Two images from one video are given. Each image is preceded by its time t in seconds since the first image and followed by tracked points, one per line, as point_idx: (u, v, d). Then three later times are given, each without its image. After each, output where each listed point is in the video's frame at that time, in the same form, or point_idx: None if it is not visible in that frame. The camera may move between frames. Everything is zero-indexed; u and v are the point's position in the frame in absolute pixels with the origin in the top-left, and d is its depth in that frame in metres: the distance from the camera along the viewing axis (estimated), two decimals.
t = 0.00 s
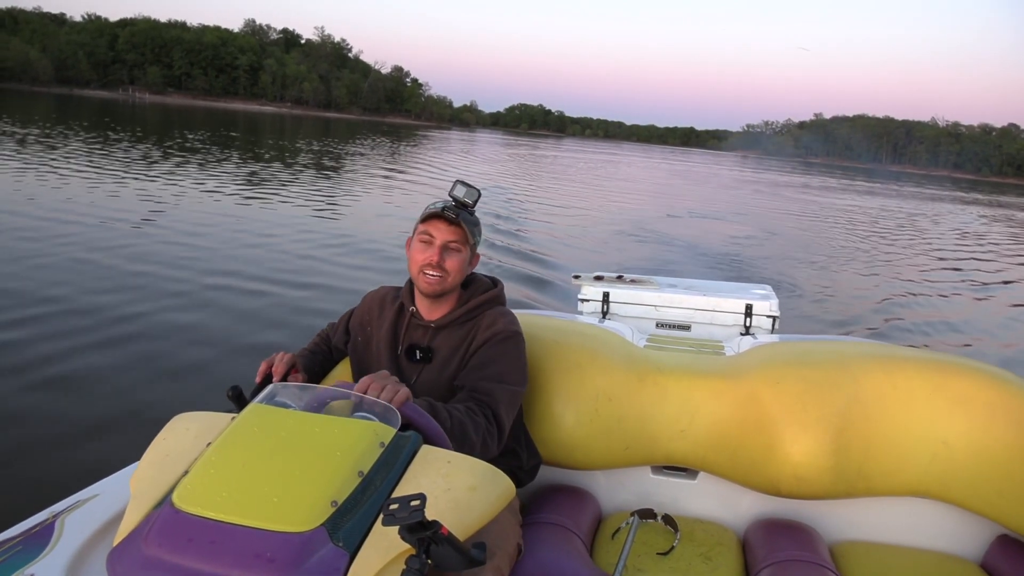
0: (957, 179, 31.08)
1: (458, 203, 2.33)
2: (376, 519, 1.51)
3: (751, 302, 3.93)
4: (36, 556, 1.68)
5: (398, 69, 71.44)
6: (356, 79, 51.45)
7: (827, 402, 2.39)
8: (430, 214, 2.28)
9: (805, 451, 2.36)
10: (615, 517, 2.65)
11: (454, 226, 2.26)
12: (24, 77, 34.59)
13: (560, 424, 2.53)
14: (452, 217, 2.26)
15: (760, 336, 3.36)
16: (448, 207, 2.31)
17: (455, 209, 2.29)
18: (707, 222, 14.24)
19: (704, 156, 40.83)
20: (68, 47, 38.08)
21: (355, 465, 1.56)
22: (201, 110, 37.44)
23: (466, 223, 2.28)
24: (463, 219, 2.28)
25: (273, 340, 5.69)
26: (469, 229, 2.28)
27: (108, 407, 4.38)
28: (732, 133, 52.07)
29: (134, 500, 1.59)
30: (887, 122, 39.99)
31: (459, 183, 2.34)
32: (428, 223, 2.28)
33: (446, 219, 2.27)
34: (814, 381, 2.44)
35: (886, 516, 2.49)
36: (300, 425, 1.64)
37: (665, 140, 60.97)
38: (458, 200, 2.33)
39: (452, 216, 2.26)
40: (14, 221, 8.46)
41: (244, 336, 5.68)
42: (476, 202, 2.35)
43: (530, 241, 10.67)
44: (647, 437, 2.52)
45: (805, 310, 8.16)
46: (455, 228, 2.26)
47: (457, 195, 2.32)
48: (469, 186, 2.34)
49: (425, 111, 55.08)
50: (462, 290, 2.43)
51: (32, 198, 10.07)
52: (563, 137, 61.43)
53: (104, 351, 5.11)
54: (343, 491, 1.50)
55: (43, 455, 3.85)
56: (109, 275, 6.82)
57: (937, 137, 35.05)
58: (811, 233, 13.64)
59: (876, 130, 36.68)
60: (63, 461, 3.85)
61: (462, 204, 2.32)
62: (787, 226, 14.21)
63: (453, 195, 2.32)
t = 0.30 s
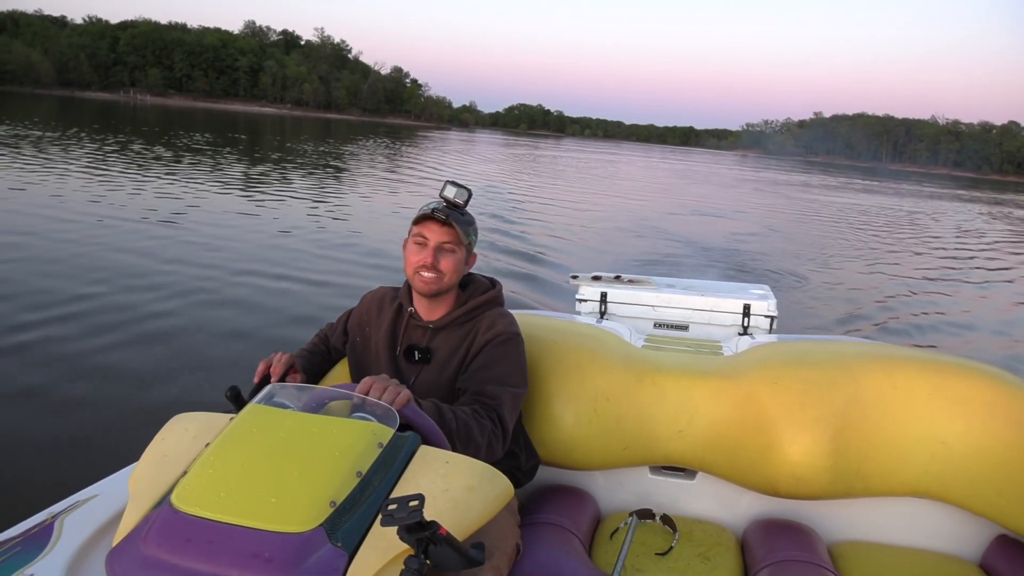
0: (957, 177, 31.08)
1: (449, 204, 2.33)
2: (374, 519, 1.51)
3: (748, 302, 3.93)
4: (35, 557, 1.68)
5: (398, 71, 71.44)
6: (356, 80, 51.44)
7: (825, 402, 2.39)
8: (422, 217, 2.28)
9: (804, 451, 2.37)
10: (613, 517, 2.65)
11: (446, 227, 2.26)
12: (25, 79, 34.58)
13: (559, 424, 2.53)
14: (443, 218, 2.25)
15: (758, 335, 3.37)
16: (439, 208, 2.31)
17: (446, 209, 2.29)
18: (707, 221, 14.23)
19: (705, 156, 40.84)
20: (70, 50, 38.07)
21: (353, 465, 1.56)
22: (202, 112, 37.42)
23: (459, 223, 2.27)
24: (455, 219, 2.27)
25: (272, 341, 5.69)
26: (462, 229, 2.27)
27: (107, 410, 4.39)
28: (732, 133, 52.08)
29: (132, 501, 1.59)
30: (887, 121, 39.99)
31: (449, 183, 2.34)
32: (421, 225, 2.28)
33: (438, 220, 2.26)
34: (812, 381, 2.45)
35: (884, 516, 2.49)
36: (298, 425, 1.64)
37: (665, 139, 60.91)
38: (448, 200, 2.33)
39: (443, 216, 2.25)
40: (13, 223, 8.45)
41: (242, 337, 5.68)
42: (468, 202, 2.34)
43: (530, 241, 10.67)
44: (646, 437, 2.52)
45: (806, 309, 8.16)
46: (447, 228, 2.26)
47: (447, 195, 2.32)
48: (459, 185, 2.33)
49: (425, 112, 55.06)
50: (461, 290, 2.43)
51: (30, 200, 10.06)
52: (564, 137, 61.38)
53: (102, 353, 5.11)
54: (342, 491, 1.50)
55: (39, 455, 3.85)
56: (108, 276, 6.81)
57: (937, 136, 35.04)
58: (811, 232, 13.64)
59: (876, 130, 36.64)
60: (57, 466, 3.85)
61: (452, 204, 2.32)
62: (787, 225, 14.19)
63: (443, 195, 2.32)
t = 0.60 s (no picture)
0: (960, 177, 31.01)
1: (445, 204, 2.32)
2: (373, 519, 1.51)
3: (747, 302, 3.93)
4: (34, 556, 1.68)
5: (401, 72, 71.43)
6: (359, 81, 51.39)
7: (825, 401, 2.39)
8: (418, 218, 2.28)
9: (803, 450, 2.37)
10: (612, 517, 2.66)
11: (442, 227, 2.25)
12: (29, 82, 34.59)
13: (558, 424, 2.53)
14: (439, 218, 2.25)
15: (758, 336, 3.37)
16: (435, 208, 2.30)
17: (441, 209, 2.28)
18: (709, 221, 14.22)
19: (707, 156, 40.82)
20: (73, 52, 38.08)
21: (352, 465, 1.56)
22: (205, 113, 37.42)
23: (454, 222, 2.27)
24: (451, 218, 2.26)
25: (271, 344, 5.68)
26: (458, 228, 2.27)
27: (107, 420, 4.39)
28: (734, 133, 52.03)
29: (131, 500, 1.59)
30: (890, 121, 39.89)
31: (445, 182, 2.34)
32: (418, 225, 2.28)
33: (434, 220, 2.26)
34: (812, 381, 2.45)
35: (884, 516, 2.49)
36: (297, 425, 1.64)
37: (667, 140, 60.87)
38: (444, 200, 2.32)
39: (439, 216, 2.25)
40: (13, 224, 8.45)
41: (242, 340, 5.67)
42: (465, 200, 2.34)
43: (531, 241, 10.65)
44: (645, 437, 2.52)
45: (808, 310, 8.14)
46: (443, 228, 2.25)
47: (442, 195, 2.31)
48: (454, 184, 2.32)
49: (427, 113, 55.02)
50: (460, 290, 2.43)
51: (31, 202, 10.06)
52: (566, 138, 61.33)
53: (103, 360, 5.11)
54: (341, 491, 1.50)
55: (42, 467, 3.86)
56: (107, 279, 6.80)
57: (940, 135, 34.96)
58: (813, 232, 13.62)
59: (879, 129, 36.57)
60: (61, 467, 3.86)
61: (448, 203, 2.31)
62: (789, 225, 14.18)
63: (438, 195, 2.31)
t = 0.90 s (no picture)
0: (966, 178, 30.95)
1: (443, 204, 2.32)
2: (372, 520, 1.52)
3: (746, 302, 3.93)
4: (33, 557, 1.68)
5: (406, 72, 71.45)
6: (364, 82, 51.38)
7: (824, 402, 2.39)
8: (416, 218, 2.29)
9: (803, 451, 2.37)
10: (611, 517, 2.66)
11: (440, 226, 2.26)
12: (37, 81, 34.65)
13: (557, 424, 2.54)
14: (437, 217, 2.25)
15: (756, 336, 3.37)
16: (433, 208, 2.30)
17: (439, 209, 2.29)
18: (713, 220, 14.21)
19: (712, 156, 40.82)
20: (81, 52, 38.16)
21: (351, 466, 1.57)
22: (211, 113, 37.44)
23: (452, 222, 2.27)
24: (449, 218, 2.27)
25: (272, 344, 5.68)
26: (456, 228, 2.27)
27: (107, 414, 4.38)
28: (739, 134, 52.00)
29: (129, 501, 1.59)
30: (895, 121, 39.84)
31: (443, 182, 2.34)
32: (417, 225, 2.28)
33: (432, 220, 2.26)
34: (811, 382, 2.45)
35: (883, 516, 2.50)
36: (296, 426, 1.64)
37: (671, 139, 60.81)
38: (441, 200, 2.32)
39: (437, 216, 2.26)
40: (16, 223, 8.46)
41: (243, 339, 5.67)
42: (463, 200, 2.34)
43: (534, 241, 10.63)
44: (645, 437, 2.52)
45: (813, 311, 8.12)
46: (441, 228, 2.26)
47: (440, 194, 2.31)
48: (452, 184, 2.32)
49: (432, 112, 55.01)
50: (459, 290, 2.44)
51: (33, 200, 10.06)
52: (570, 138, 61.26)
53: (101, 356, 5.11)
54: (340, 491, 1.51)
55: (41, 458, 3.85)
56: (107, 277, 6.79)
57: (945, 136, 34.89)
58: (817, 232, 13.60)
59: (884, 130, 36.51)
60: (58, 462, 3.86)
61: (446, 202, 2.31)
62: (794, 226, 14.15)
63: (437, 195, 2.31)
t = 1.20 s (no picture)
0: (973, 179, 30.87)
1: (444, 204, 2.32)
2: (372, 519, 1.51)
3: (746, 302, 3.94)
4: (33, 557, 1.68)
5: (412, 73, 71.47)
6: (370, 82, 51.34)
7: (824, 402, 2.39)
8: (418, 218, 2.29)
9: (803, 452, 2.37)
10: (611, 517, 2.66)
11: (441, 227, 2.26)
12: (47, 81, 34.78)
13: (557, 423, 2.53)
14: (439, 218, 2.26)
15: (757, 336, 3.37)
16: (435, 209, 2.30)
17: (440, 209, 2.29)
18: (718, 221, 14.20)
19: (718, 157, 40.81)
20: (91, 52, 38.31)
21: (351, 465, 1.56)
22: (219, 113, 37.49)
23: (453, 224, 2.27)
24: (450, 219, 2.27)
25: (272, 343, 5.67)
26: (457, 229, 2.27)
27: (107, 411, 4.37)
28: (745, 134, 51.95)
29: (129, 501, 1.59)
30: (902, 122, 39.74)
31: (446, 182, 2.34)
32: (418, 225, 2.29)
33: (433, 220, 2.27)
34: (812, 382, 2.45)
35: (883, 516, 2.50)
36: (296, 425, 1.64)
37: (677, 140, 60.75)
38: (444, 201, 2.32)
39: (438, 217, 2.26)
40: (22, 223, 8.51)
41: (243, 338, 5.66)
42: (465, 200, 2.34)
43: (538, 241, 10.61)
44: (645, 437, 2.52)
45: (819, 312, 8.08)
46: (442, 228, 2.26)
47: (442, 195, 2.31)
48: (455, 185, 2.32)
49: (439, 113, 54.98)
50: (458, 290, 2.44)
51: (37, 199, 10.08)
52: (576, 138, 61.14)
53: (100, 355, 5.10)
54: (340, 492, 1.50)
55: (41, 457, 3.83)
56: (109, 276, 6.79)
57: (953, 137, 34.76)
58: (822, 233, 13.58)
59: (893, 131, 36.41)
60: (60, 460, 3.83)
61: (448, 203, 2.31)
62: (800, 227, 14.11)
63: (439, 195, 2.31)
